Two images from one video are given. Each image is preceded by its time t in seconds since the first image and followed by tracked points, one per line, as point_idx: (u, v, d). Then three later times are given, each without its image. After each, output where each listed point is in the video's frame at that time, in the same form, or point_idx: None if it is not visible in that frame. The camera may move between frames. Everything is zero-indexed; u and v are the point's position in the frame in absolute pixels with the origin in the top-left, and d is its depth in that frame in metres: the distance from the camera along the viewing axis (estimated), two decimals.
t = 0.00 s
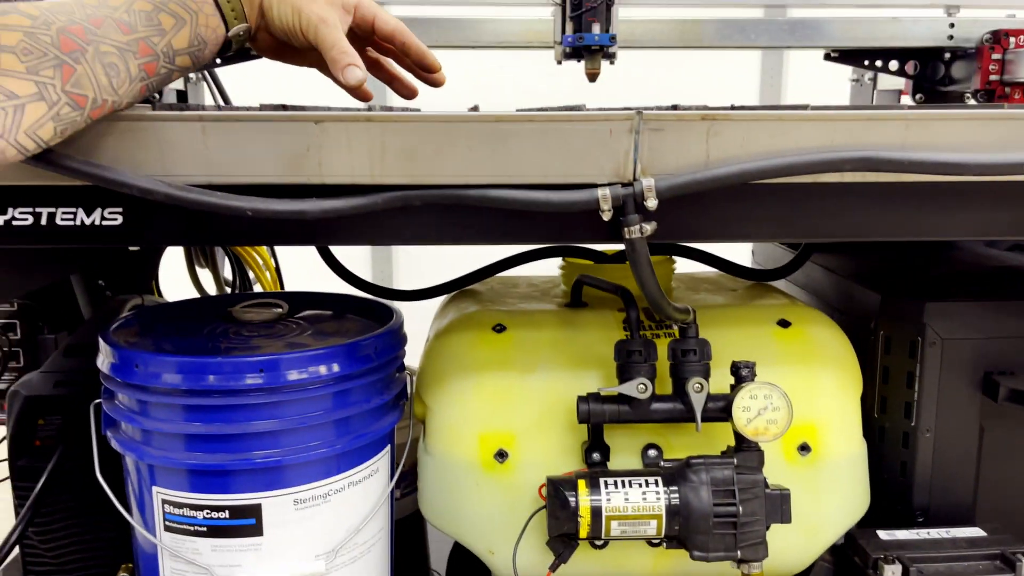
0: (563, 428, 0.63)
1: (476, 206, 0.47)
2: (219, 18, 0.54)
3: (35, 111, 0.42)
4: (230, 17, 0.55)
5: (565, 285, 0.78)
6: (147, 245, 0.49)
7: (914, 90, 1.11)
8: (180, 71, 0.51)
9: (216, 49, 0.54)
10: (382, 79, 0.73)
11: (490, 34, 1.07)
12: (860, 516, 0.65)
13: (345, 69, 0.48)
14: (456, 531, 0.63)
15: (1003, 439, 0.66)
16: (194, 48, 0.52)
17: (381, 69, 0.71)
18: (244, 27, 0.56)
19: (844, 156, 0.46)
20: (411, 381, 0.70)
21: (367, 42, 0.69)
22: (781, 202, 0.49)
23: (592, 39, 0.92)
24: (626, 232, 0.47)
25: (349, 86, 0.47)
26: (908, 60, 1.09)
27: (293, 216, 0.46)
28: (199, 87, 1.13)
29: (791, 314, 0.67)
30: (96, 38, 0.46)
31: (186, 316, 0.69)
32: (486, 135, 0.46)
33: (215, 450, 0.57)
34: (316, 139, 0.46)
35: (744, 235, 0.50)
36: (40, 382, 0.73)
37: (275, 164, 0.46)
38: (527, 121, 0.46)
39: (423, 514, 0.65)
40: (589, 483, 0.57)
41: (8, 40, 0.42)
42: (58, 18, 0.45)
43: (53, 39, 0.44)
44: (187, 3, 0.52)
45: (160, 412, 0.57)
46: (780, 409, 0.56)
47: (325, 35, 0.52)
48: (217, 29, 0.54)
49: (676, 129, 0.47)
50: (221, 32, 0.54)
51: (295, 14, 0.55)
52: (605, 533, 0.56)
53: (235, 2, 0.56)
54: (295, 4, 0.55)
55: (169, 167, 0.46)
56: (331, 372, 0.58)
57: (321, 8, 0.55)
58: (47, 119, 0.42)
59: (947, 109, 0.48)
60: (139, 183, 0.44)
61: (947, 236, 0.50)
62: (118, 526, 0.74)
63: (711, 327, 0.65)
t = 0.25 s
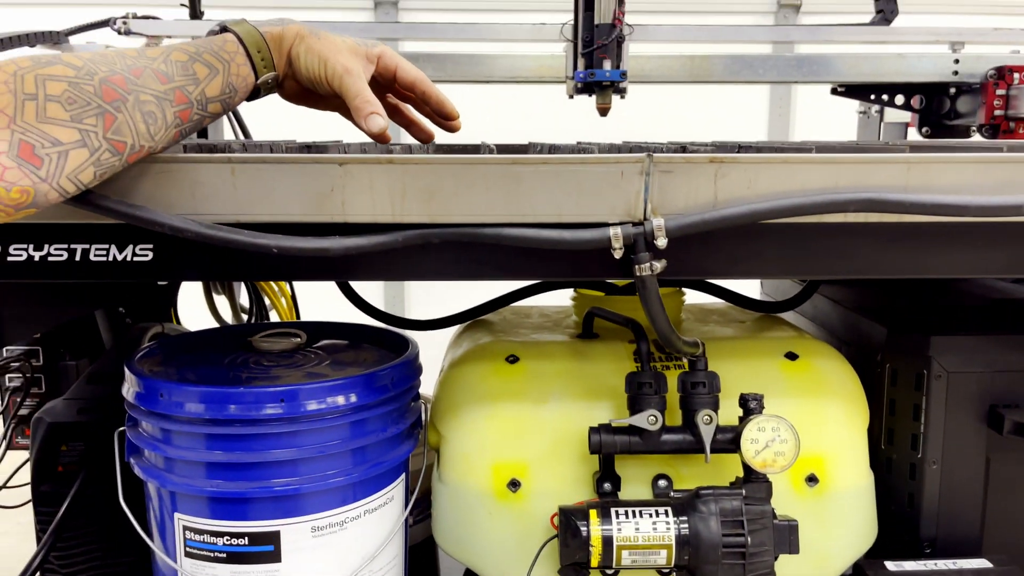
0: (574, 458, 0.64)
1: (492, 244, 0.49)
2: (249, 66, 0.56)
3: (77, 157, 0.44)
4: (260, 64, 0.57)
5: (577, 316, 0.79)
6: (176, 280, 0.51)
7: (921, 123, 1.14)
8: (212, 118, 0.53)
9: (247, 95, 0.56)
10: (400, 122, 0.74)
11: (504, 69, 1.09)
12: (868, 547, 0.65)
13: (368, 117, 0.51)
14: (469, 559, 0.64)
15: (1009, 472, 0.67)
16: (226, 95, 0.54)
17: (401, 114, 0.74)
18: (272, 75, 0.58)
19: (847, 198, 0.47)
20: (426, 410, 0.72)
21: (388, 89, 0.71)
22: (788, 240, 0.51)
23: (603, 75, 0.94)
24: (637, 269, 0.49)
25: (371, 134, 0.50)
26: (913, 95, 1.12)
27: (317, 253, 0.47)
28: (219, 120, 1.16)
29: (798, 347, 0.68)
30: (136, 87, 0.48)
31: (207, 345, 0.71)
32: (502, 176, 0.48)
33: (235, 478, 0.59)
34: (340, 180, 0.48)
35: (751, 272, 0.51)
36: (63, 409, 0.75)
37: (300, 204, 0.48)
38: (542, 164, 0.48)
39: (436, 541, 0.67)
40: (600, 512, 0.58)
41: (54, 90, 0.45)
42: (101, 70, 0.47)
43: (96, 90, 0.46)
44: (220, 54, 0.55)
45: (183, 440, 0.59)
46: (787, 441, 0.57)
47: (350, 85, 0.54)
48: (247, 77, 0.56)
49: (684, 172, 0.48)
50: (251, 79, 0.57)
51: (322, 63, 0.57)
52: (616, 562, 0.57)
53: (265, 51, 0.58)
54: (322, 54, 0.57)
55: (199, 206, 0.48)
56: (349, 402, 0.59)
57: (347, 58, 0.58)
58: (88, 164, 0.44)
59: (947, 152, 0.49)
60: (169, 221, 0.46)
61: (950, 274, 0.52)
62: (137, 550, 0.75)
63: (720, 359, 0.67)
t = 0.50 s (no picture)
0: (582, 482, 0.66)
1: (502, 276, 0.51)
2: (271, 106, 0.59)
3: (109, 194, 0.46)
4: (281, 104, 0.60)
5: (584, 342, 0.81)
6: (198, 309, 0.53)
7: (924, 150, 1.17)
8: (236, 154, 0.56)
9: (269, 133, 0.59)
10: (416, 156, 0.77)
11: (513, 98, 1.12)
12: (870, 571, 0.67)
13: (385, 154, 0.53)
14: None
15: (1009, 498, 0.68)
16: (249, 133, 0.57)
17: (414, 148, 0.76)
18: (293, 113, 0.61)
19: (845, 233, 0.49)
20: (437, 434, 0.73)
21: (402, 125, 0.73)
22: (788, 272, 0.53)
23: (610, 106, 0.96)
24: (642, 300, 0.50)
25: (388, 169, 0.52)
26: (915, 125, 1.15)
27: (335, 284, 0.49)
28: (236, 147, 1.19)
29: (801, 374, 0.70)
30: (164, 128, 0.51)
31: (223, 370, 0.73)
32: (512, 211, 0.50)
33: (251, 500, 0.60)
34: (356, 214, 0.50)
35: (753, 303, 0.53)
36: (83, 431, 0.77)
37: (318, 237, 0.50)
38: (551, 199, 0.50)
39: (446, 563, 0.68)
40: (607, 536, 0.60)
41: (89, 131, 0.48)
42: (132, 112, 0.51)
43: (127, 131, 0.49)
44: (243, 95, 0.57)
45: (200, 463, 0.61)
46: (789, 468, 0.58)
47: (368, 122, 0.57)
48: (268, 116, 0.59)
49: (687, 207, 0.50)
50: (273, 118, 0.59)
51: (340, 102, 0.60)
52: None
53: (285, 91, 0.60)
54: (341, 93, 0.60)
55: (222, 238, 0.50)
56: (362, 427, 0.61)
57: (364, 96, 0.60)
58: (119, 200, 0.46)
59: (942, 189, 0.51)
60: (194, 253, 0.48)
61: (946, 305, 0.53)
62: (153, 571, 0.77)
63: (724, 386, 0.68)
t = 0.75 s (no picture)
0: (587, 486, 0.67)
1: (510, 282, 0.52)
2: (279, 114, 0.60)
3: (124, 199, 0.48)
4: (288, 112, 0.61)
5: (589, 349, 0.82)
6: (214, 314, 0.54)
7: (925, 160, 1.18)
8: (246, 161, 0.57)
9: (278, 140, 0.60)
10: (422, 141, 0.83)
11: (519, 109, 1.14)
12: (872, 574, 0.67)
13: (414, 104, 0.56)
14: None
15: (1010, 503, 0.69)
16: (259, 141, 0.58)
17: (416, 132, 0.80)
18: (300, 121, 0.62)
19: (845, 240, 0.50)
20: (444, 439, 0.75)
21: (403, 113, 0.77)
22: (790, 279, 0.54)
23: (614, 117, 0.98)
24: (646, 306, 0.52)
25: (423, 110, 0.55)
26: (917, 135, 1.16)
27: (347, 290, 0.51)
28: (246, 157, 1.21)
29: (803, 380, 0.71)
30: (175, 135, 0.52)
31: (234, 376, 0.74)
32: (520, 219, 0.51)
33: (263, 503, 0.61)
34: (368, 222, 0.51)
35: (755, 309, 0.54)
36: (96, 436, 0.78)
37: (331, 244, 0.51)
38: (557, 207, 0.51)
39: (454, 566, 0.69)
40: (612, 538, 0.61)
41: (103, 139, 0.49)
42: (144, 120, 0.52)
43: (140, 138, 0.50)
44: (252, 104, 0.59)
45: (213, 466, 0.62)
46: (791, 471, 0.59)
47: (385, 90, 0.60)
48: (277, 123, 0.60)
49: (691, 215, 0.51)
50: (282, 125, 0.60)
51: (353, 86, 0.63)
52: None
53: (292, 100, 0.62)
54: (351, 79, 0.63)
55: (238, 245, 0.51)
56: (371, 431, 0.62)
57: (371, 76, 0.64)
58: (134, 206, 0.48)
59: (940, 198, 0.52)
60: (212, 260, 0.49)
61: (944, 311, 0.54)
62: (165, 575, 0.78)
63: (727, 391, 0.69)
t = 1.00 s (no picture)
0: (586, 479, 0.67)
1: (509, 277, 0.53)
2: (268, 98, 0.60)
3: (119, 184, 0.48)
4: (276, 94, 0.61)
5: (588, 344, 0.83)
6: (215, 308, 0.54)
7: (924, 156, 1.18)
8: (239, 147, 0.57)
9: (270, 124, 0.60)
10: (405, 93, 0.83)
11: (519, 106, 1.14)
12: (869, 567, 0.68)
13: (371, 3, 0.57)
14: None
15: (1006, 496, 0.69)
16: (250, 125, 0.58)
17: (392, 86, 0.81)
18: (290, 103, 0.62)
19: (841, 235, 0.51)
20: (444, 433, 0.75)
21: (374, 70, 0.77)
22: (787, 273, 0.54)
23: (613, 113, 0.98)
24: (645, 300, 0.52)
25: None
26: (915, 131, 1.17)
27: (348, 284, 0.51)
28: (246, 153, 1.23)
29: (801, 375, 0.71)
30: (165, 122, 0.53)
31: (236, 371, 0.75)
32: (519, 214, 0.52)
33: (265, 495, 0.62)
34: (369, 217, 0.52)
35: (752, 303, 0.55)
36: (99, 430, 0.79)
37: (332, 239, 0.52)
38: (556, 202, 0.52)
39: (454, 559, 0.70)
40: (610, 530, 0.61)
41: (94, 127, 0.50)
42: (133, 110, 0.53)
43: (129, 126, 0.51)
44: (239, 89, 0.59)
45: (216, 459, 0.62)
46: (788, 464, 0.60)
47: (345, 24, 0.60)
48: (267, 107, 0.60)
49: (688, 210, 0.52)
50: (271, 109, 0.60)
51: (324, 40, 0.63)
52: None
53: (278, 83, 0.62)
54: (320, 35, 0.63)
55: (240, 240, 0.52)
56: (372, 424, 0.63)
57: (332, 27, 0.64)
58: (129, 191, 0.48)
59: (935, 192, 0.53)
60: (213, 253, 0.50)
61: (940, 305, 0.55)
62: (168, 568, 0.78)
63: (725, 386, 0.70)
